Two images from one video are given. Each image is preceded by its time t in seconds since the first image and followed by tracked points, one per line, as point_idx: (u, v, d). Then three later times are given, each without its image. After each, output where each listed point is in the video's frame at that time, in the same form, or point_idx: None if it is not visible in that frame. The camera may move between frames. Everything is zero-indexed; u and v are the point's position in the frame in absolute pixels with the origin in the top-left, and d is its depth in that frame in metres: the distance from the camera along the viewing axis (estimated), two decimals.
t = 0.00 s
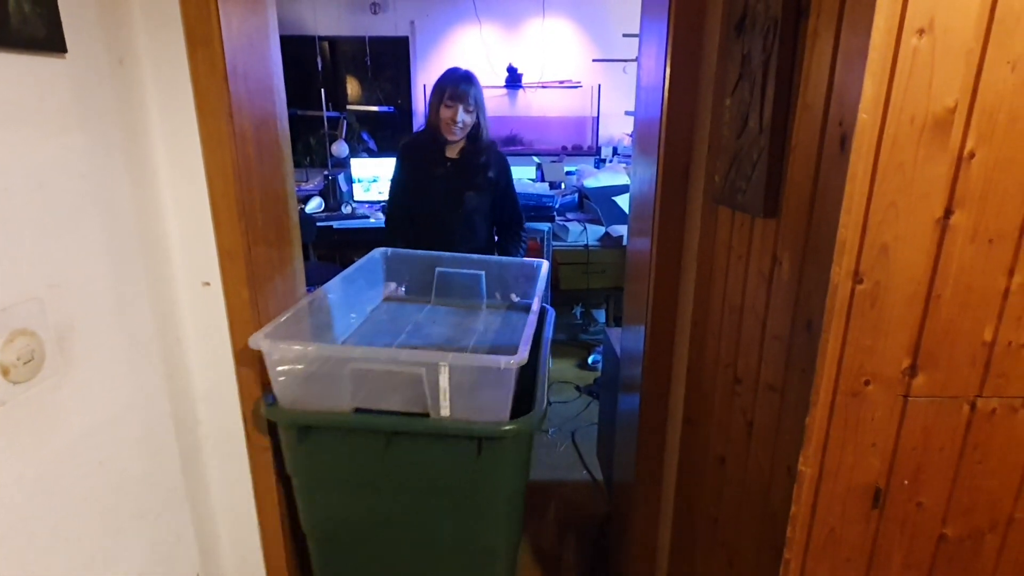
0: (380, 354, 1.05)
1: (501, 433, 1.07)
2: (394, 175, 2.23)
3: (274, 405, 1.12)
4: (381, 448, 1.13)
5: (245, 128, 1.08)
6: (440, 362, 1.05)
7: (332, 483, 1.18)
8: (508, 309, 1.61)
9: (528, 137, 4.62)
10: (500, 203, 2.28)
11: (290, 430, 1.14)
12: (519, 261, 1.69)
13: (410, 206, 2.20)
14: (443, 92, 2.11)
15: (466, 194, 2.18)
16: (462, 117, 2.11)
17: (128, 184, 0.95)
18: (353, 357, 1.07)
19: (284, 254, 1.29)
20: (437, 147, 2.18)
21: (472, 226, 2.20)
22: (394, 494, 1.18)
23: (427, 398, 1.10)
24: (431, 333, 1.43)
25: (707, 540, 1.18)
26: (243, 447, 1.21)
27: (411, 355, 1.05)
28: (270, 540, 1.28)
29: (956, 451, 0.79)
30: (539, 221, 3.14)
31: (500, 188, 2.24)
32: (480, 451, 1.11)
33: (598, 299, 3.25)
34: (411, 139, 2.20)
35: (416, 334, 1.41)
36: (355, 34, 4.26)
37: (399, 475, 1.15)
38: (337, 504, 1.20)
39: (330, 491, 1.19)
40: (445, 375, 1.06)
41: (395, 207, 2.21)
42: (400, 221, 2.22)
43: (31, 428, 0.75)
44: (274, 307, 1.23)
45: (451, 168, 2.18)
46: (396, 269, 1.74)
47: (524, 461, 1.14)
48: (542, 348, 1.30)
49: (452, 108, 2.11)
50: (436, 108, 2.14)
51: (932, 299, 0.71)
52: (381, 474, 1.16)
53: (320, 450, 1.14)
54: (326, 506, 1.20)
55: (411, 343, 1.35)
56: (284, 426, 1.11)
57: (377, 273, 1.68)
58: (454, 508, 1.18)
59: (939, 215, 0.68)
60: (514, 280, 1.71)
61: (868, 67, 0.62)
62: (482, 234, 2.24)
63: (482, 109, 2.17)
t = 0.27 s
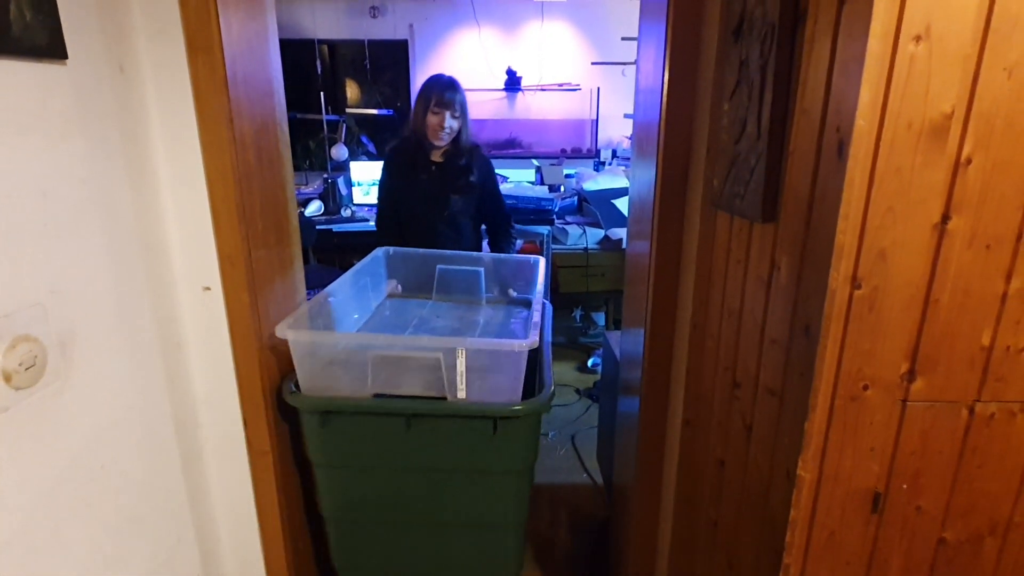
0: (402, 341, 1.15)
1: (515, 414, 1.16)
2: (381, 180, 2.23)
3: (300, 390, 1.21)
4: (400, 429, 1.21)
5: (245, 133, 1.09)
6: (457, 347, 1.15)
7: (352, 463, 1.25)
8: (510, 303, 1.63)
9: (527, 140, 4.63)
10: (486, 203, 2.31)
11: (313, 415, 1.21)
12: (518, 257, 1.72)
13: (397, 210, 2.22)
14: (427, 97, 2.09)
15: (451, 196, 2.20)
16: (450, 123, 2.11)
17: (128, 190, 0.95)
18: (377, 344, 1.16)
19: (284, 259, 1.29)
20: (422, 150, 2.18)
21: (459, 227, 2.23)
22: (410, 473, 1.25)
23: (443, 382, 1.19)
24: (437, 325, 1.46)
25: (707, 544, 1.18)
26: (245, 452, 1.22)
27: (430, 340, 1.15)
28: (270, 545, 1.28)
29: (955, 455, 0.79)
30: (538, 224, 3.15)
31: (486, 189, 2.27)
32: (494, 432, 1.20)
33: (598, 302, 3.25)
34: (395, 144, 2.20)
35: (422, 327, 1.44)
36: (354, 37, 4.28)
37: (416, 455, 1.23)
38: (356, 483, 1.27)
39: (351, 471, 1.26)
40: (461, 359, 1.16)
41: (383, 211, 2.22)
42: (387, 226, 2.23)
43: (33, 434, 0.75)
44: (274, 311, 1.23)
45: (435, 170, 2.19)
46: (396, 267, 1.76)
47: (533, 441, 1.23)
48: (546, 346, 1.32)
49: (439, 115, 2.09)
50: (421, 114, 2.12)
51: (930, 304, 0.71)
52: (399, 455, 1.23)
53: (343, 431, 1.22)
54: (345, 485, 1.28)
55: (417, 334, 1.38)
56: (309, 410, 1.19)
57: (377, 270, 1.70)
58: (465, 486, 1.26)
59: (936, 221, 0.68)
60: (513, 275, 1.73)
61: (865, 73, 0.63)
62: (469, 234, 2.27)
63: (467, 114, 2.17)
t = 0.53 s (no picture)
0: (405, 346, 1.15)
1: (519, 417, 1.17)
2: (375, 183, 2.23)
3: (301, 395, 1.20)
4: (403, 433, 1.21)
5: (244, 137, 1.09)
6: (460, 350, 1.15)
7: (354, 467, 1.25)
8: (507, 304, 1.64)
9: (526, 142, 4.65)
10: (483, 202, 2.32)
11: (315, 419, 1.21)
12: (517, 259, 1.73)
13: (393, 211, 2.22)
14: (419, 99, 2.10)
15: (448, 195, 2.20)
16: (445, 124, 2.12)
17: (128, 193, 0.95)
18: (379, 348, 1.16)
19: (283, 261, 1.29)
20: (417, 153, 2.18)
21: (457, 227, 2.24)
22: (413, 476, 1.26)
23: (446, 386, 1.20)
24: (436, 326, 1.46)
25: (707, 546, 1.18)
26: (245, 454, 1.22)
27: (433, 344, 1.15)
28: (270, 548, 1.28)
29: (954, 457, 0.79)
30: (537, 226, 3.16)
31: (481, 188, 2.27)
32: (497, 435, 1.20)
33: (597, 304, 3.25)
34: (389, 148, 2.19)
35: (421, 329, 1.44)
36: (352, 40, 4.30)
37: (419, 458, 1.23)
38: (358, 486, 1.27)
39: (353, 475, 1.26)
40: (464, 362, 1.17)
41: (379, 214, 2.22)
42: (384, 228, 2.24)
43: (32, 438, 0.75)
44: (274, 314, 1.23)
45: (431, 172, 2.19)
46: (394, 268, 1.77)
47: (536, 444, 1.23)
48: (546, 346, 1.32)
49: (434, 116, 2.10)
50: (414, 116, 2.12)
51: (928, 306, 0.72)
52: (402, 458, 1.23)
53: (346, 435, 1.22)
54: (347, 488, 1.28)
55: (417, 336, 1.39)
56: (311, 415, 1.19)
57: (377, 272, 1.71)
58: (468, 489, 1.26)
59: (934, 223, 0.68)
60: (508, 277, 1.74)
61: (862, 77, 0.63)
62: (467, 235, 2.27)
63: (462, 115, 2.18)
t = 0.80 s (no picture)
0: (404, 350, 1.15)
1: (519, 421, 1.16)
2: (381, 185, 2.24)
3: (300, 399, 1.21)
4: (402, 437, 1.21)
5: (243, 139, 1.09)
6: (460, 354, 1.15)
7: (353, 472, 1.25)
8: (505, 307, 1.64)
9: (525, 144, 4.66)
10: (488, 203, 2.29)
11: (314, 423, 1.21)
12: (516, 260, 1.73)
13: (398, 211, 2.24)
14: (426, 101, 2.11)
15: (453, 197, 2.20)
16: (451, 124, 2.12)
17: (127, 196, 0.95)
18: (379, 352, 1.16)
19: (282, 263, 1.29)
20: (422, 154, 2.18)
21: (462, 229, 2.23)
22: (412, 480, 1.25)
23: (445, 389, 1.20)
24: (435, 329, 1.46)
25: (707, 548, 1.18)
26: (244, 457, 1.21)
27: (433, 348, 1.15)
28: (269, 551, 1.27)
29: (954, 458, 0.79)
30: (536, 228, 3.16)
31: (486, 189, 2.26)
32: (496, 440, 1.20)
33: (596, 306, 3.25)
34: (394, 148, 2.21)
35: (420, 331, 1.44)
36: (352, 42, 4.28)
37: (418, 462, 1.23)
38: (358, 490, 1.27)
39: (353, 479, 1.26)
40: (463, 366, 1.16)
41: (383, 215, 2.23)
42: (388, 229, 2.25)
43: (30, 441, 0.75)
44: (273, 317, 1.23)
45: (435, 174, 2.19)
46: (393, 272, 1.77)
47: (535, 448, 1.23)
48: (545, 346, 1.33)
49: (440, 117, 2.11)
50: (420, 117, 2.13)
51: (927, 307, 0.72)
52: (401, 462, 1.23)
53: (345, 439, 1.22)
54: (347, 493, 1.27)
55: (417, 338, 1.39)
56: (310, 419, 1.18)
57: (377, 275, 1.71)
58: (467, 492, 1.26)
59: (933, 225, 0.68)
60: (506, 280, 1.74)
61: (861, 80, 0.63)
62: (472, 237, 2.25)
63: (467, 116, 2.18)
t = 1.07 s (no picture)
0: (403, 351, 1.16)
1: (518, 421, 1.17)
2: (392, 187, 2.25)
3: (298, 401, 1.21)
4: (401, 438, 1.21)
5: (242, 142, 1.09)
6: (458, 355, 1.15)
7: (353, 473, 1.25)
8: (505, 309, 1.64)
9: (524, 146, 4.68)
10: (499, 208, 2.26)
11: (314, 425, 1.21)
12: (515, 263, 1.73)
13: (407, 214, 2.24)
14: (440, 106, 2.11)
15: (463, 203, 2.20)
16: (464, 129, 2.12)
17: (125, 199, 0.95)
18: (378, 353, 1.16)
19: (281, 265, 1.29)
20: (434, 159, 2.19)
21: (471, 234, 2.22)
22: (411, 481, 1.26)
23: (444, 391, 1.20)
24: (434, 330, 1.46)
25: (706, 549, 1.18)
26: (242, 460, 1.21)
27: (431, 349, 1.15)
28: (268, 554, 1.27)
29: (951, 459, 0.79)
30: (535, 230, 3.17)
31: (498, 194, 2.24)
32: (495, 441, 1.20)
33: (595, 307, 3.25)
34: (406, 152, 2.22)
35: (419, 333, 1.44)
36: (351, 45, 4.32)
37: (417, 463, 1.23)
38: (357, 492, 1.27)
39: (352, 481, 1.26)
40: (462, 367, 1.16)
41: (393, 218, 2.23)
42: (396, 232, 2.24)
43: (29, 444, 0.75)
44: (272, 320, 1.23)
45: (447, 179, 2.19)
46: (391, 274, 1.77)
47: (535, 448, 1.23)
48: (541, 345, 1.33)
49: (453, 122, 2.11)
50: (432, 123, 2.13)
51: (924, 308, 0.72)
52: (401, 463, 1.23)
53: (344, 440, 1.22)
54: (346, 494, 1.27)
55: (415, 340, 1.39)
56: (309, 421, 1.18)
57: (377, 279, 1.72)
58: (466, 493, 1.26)
59: (929, 226, 0.69)
60: (504, 281, 1.74)
61: (856, 82, 0.63)
62: (478, 241, 2.24)
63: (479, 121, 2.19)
